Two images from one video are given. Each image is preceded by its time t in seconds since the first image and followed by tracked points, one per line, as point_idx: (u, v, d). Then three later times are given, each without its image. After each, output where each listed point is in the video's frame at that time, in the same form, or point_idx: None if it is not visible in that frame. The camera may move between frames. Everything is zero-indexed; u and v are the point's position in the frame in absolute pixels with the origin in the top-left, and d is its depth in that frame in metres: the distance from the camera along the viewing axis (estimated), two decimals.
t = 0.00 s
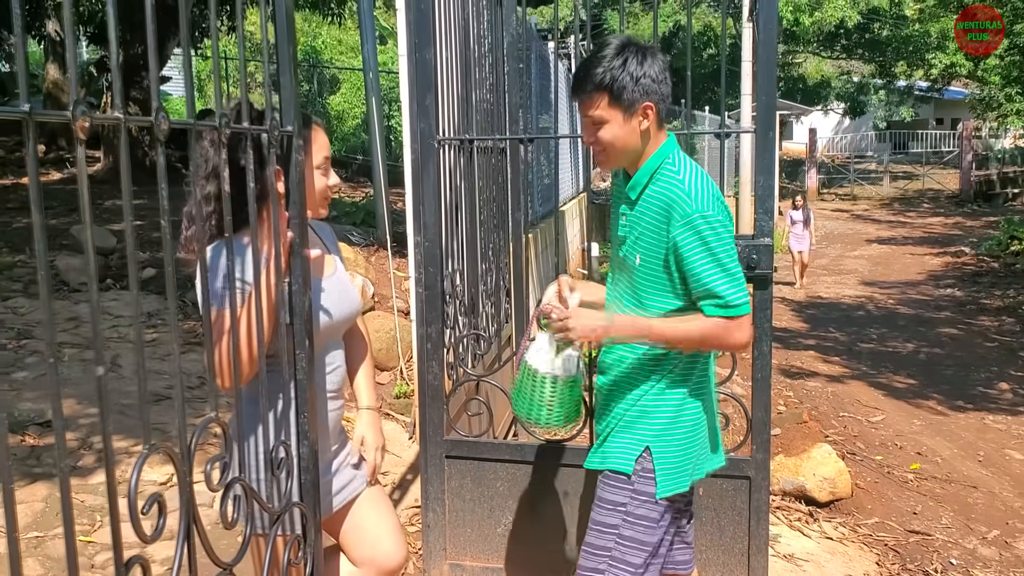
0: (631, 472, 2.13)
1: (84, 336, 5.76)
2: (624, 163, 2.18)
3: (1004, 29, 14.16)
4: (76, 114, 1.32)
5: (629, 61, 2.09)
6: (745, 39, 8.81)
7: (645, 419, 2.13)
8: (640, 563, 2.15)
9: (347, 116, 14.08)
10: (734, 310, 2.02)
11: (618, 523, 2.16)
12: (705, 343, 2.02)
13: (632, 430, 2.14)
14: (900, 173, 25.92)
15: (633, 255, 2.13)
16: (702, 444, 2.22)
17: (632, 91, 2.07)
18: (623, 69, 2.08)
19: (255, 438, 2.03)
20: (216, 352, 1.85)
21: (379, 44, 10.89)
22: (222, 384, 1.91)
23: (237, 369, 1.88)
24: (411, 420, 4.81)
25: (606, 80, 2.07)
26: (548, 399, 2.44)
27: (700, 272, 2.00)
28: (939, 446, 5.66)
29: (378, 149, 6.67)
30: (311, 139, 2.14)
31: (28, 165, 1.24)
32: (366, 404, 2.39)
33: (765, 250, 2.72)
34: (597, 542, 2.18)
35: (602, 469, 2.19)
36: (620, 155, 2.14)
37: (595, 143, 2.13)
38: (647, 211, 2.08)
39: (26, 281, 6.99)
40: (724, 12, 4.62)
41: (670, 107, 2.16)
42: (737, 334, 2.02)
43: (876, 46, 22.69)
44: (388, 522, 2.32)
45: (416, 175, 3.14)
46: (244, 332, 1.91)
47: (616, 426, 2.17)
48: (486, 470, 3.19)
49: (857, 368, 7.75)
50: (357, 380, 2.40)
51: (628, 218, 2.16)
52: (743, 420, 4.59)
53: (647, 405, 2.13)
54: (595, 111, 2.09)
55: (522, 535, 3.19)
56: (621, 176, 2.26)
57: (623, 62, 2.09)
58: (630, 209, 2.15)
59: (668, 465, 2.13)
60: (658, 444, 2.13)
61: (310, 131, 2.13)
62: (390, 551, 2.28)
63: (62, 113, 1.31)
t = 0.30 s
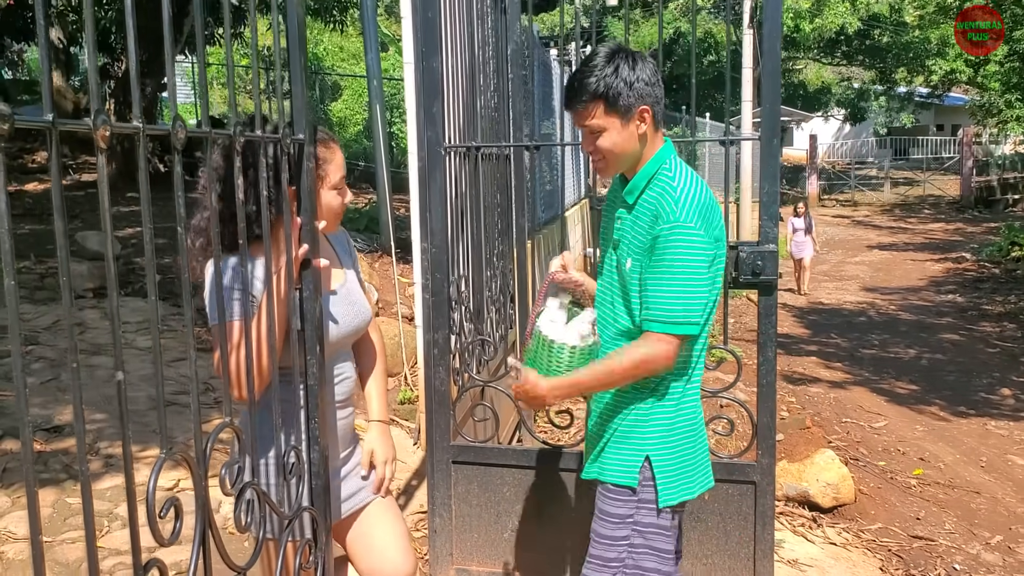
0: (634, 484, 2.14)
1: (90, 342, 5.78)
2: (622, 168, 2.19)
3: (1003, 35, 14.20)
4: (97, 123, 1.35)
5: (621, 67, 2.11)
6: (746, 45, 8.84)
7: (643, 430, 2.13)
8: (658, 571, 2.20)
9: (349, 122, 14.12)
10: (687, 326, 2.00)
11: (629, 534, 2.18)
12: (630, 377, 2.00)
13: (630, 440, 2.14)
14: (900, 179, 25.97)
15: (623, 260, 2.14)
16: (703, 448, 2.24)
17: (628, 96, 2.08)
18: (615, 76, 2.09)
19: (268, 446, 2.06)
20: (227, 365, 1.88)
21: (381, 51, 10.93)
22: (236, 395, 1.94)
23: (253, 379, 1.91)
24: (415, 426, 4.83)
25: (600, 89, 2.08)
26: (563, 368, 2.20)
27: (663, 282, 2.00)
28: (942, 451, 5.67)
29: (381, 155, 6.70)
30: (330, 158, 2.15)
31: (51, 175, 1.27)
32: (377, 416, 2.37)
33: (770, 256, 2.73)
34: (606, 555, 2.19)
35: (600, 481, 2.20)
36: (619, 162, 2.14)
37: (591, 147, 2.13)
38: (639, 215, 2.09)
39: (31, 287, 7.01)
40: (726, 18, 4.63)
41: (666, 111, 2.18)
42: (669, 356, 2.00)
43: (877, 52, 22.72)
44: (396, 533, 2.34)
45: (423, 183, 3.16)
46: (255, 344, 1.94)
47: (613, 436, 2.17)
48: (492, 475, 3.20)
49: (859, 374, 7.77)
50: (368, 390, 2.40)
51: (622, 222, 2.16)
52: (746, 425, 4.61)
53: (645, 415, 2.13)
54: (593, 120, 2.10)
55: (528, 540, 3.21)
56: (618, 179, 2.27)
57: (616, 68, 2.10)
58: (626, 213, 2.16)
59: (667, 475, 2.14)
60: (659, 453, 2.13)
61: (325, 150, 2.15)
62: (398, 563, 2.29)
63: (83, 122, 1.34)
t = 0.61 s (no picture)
0: (633, 485, 2.14)
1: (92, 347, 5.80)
2: (615, 160, 2.20)
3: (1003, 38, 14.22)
4: (107, 128, 1.36)
5: (616, 57, 2.11)
6: (747, 48, 8.86)
7: (641, 430, 2.13)
8: (664, 569, 2.20)
9: (350, 126, 14.14)
10: (655, 317, 1.99)
11: (634, 532, 2.18)
12: (596, 366, 2.02)
13: (628, 438, 2.14)
14: (900, 182, 26.01)
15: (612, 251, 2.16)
16: (700, 449, 2.25)
17: (621, 86, 2.09)
18: (611, 65, 2.09)
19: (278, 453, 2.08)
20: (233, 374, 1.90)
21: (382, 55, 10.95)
22: (243, 402, 1.95)
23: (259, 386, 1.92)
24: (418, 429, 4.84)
25: (594, 76, 2.08)
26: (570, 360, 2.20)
27: (635, 270, 2.01)
28: (944, 455, 5.67)
29: (383, 158, 6.72)
30: (339, 169, 2.18)
31: (62, 180, 1.27)
32: (390, 423, 2.42)
33: (772, 259, 2.73)
34: (612, 554, 2.18)
35: (597, 482, 2.19)
36: (608, 153, 2.16)
37: (580, 135, 2.15)
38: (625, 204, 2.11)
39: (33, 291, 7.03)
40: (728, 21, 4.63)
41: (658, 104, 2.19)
42: (635, 347, 1.99)
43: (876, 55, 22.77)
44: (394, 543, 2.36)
45: (425, 186, 3.18)
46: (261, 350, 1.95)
47: (610, 433, 2.16)
48: (495, 478, 3.21)
49: (861, 377, 7.77)
50: (381, 389, 2.42)
51: (613, 215, 2.19)
52: (748, 429, 4.62)
53: (643, 415, 2.14)
54: (585, 107, 2.11)
55: (532, 544, 3.22)
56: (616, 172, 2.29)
57: (611, 57, 2.11)
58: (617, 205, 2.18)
59: (664, 472, 2.14)
60: (657, 455, 2.14)
61: (332, 161, 2.17)
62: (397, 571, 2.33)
63: (93, 128, 1.35)
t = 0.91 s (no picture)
0: (631, 489, 2.14)
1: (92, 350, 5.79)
2: (601, 161, 2.21)
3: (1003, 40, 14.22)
4: (103, 132, 1.36)
5: (611, 54, 2.12)
6: (747, 51, 8.86)
7: (638, 433, 2.13)
8: (663, 568, 2.21)
9: (350, 129, 14.17)
10: (661, 308, 1.97)
11: (632, 536, 2.17)
12: (603, 365, 1.98)
13: (624, 441, 2.13)
14: (900, 184, 26.01)
15: (607, 251, 2.16)
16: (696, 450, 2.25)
17: (614, 84, 2.09)
18: (605, 62, 2.10)
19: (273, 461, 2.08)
20: (235, 382, 1.90)
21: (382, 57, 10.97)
22: (241, 406, 1.95)
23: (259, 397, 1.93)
24: (418, 432, 4.83)
25: (587, 72, 2.09)
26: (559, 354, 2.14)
27: (637, 262, 2.00)
28: (944, 457, 5.66)
29: (383, 162, 6.72)
30: (337, 173, 2.19)
31: (59, 183, 1.27)
32: (383, 425, 2.39)
33: (772, 262, 2.72)
34: (610, 558, 2.17)
35: (593, 487, 2.19)
36: (596, 152, 2.16)
37: (570, 135, 2.16)
38: (618, 202, 2.12)
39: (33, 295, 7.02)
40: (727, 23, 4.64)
41: (649, 104, 2.19)
42: (643, 341, 1.96)
43: (877, 57, 22.72)
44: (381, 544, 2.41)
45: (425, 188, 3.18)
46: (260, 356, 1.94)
47: (605, 438, 2.15)
48: (494, 481, 3.20)
49: (861, 379, 7.77)
50: (376, 393, 2.41)
51: (603, 215, 2.19)
52: (749, 432, 4.61)
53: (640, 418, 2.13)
54: (576, 101, 2.11)
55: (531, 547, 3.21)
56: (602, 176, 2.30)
57: (606, 55, 2.11)
58: (606, 206, 2.18)
59: (661, 475, 2.14)
60: (653, 458, 2.13)
61: (330, 166, 2.17)
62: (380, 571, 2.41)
63: (90, 131, 1.35)
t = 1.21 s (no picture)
0: (630, 489, 2.14)
1: (89, 353, 5.79)
2: (582, 166, 2.20)
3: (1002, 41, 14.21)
4: (90, 134, 1.36)
5: (592, 59, 2.12)
6: (745, 52, 8.85)
7: (632, 432, 2.13)
8: (660, 564, 2.20)
9: (349, 132, 14.19)
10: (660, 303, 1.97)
11: (628, 535, 2.17)
12: (604, 363, 1.97)
13: (621, 443, 2.13)
14: (899, 185, 26.01)
15: (598, 255, 2.15)
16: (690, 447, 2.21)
17: (595, 88, 2.09)
18: (586, 67, 2.10)
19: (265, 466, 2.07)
20: (228, 390, 1.92)
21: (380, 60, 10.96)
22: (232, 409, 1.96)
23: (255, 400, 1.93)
24: (414, 434, 4.83)
25: (568, 76, 2.09)
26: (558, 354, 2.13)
27: (634, 261, 1.99)
28: (943, 458, 5.66)
29: (380, 165, 6.71)
30: (329, 174, 2.19)
31: (45, 186, 1.27)
32: (372, 421, 2.41)
33: (766, 263, 2.72)
34: (608, 556, 2.17)
35: (586, 489, 2.18)
36: (577, 157, 2.15)
37: (551, 139, 2.15)
38: (606, 206, 2.11)
39: (30, 297, 7.01)
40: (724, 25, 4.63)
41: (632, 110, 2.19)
42: (644, 338, 1.96)
43: (875, 58, 22.55)
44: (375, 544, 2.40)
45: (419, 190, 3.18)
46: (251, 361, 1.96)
47: (601, 440, 2.14)
48: (489, 483, 3.20)
49: (859, 381, 7.76)
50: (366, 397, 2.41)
51: (587, 221, 2.18)
52: (745, 433, 4.60)
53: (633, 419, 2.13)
54: (557, 105, 2.11)
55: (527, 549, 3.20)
56: (580, 184, 2.29)
57: (586, 60, 2.11)
58: (589, 211, 2.17)
59: (659, 473, 2.14)
60: (649, 456, 2.13)
61: (322, 168, 2.17)
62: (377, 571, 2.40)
63: (77, 133, 1.35)
